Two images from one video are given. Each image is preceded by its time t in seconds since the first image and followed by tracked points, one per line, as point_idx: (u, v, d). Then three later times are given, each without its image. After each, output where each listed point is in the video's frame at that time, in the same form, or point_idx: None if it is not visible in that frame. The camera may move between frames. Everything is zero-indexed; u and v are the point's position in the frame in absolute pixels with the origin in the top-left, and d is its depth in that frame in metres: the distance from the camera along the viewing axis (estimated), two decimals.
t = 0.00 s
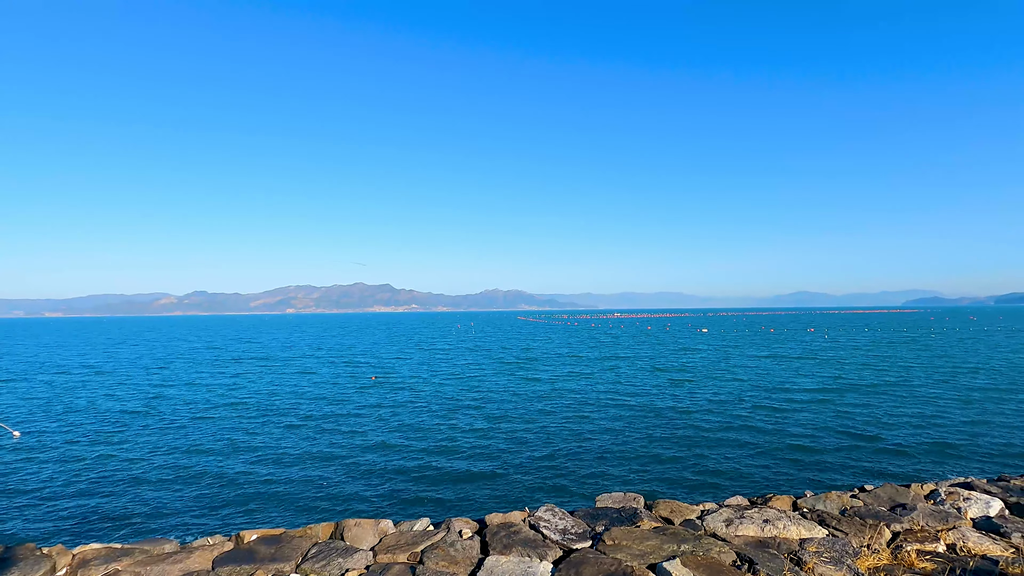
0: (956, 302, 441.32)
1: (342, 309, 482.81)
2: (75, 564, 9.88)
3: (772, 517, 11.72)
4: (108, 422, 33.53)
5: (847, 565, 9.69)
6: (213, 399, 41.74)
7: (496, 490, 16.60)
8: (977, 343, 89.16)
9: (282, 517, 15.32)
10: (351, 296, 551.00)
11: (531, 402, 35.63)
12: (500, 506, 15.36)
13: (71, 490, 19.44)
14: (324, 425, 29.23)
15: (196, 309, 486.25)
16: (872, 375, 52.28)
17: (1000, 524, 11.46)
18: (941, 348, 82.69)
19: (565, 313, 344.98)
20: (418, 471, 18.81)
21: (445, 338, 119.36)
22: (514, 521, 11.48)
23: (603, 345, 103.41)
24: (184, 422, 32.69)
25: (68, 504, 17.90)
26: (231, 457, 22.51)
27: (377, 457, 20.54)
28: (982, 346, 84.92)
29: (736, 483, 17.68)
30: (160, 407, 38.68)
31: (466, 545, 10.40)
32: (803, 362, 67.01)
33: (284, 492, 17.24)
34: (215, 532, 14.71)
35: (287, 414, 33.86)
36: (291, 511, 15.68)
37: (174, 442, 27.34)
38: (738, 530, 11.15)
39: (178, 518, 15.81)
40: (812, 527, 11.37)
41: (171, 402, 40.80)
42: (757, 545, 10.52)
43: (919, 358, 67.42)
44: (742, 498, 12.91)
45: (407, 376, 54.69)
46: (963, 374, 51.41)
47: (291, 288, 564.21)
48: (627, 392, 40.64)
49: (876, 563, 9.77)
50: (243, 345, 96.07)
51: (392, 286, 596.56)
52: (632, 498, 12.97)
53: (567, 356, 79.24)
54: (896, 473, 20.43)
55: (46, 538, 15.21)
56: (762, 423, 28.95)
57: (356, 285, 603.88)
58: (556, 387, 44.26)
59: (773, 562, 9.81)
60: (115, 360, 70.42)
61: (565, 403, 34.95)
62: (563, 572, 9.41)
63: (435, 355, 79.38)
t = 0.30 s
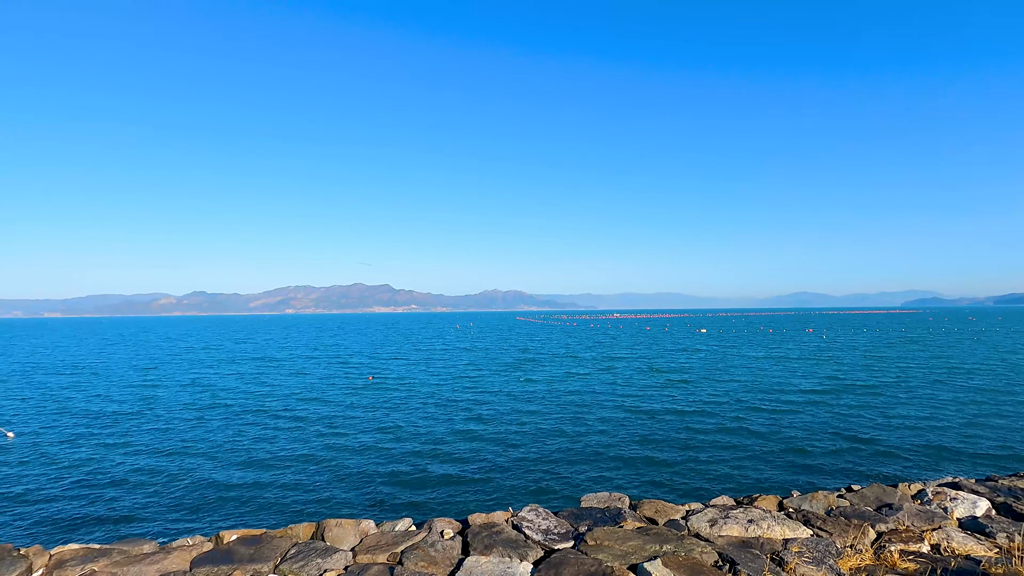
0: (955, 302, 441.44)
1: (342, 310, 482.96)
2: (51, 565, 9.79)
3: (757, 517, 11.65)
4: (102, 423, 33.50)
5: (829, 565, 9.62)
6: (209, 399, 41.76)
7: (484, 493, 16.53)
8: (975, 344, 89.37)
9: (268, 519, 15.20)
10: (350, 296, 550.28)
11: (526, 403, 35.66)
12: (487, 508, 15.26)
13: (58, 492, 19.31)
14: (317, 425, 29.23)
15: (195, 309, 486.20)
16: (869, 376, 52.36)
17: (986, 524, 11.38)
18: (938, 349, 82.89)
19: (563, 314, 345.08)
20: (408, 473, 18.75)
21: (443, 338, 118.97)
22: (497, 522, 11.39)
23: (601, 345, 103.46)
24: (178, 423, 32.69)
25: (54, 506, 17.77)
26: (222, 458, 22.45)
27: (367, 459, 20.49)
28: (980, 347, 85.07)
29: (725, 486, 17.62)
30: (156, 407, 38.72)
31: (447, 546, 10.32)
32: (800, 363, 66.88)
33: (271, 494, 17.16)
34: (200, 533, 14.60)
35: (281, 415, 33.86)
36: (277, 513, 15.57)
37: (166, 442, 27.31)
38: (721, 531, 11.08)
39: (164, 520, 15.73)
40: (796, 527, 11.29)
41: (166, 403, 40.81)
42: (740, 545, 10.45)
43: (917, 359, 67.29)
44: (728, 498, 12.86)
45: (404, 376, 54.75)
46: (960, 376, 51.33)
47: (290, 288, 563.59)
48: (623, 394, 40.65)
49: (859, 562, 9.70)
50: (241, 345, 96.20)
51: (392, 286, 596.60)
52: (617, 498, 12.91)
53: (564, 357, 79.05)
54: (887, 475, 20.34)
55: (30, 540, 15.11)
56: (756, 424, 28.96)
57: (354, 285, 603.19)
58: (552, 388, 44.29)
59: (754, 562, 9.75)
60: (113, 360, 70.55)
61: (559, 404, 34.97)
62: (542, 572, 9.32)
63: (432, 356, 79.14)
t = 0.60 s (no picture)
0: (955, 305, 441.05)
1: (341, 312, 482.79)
2: (25, 571, 9.67)
3: (742, 523, 11.55)
4: (95, 425, 33.44)
5: (812, 573, 9.50)
6: (204, 401, 41.69)
7: (472, 499, 16.41)
8: (974, 347, 89.20)
9: (253, 526, 15.09)
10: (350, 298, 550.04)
11: (521, 407, 35.56)
12: (473, 514, 15.12)
13: (46, 497, 19.19)
14: (311, 427, 29.14)
15: (195, 310, 486.23)
16: (866, 379, 52.22)
17: (972, 530, 11.27)
18: (938, 351, 82.65)
19: (564, 315, 345.00)
20: (397, 479, 18.65)
21: (442, 340, 118.74)
22: (479, 527, 11.27)
23: (599, 347, 103.27)
24: (172, 424, 32.63)
25: (40, 510, 17.66)
26: (212, 462, 22.36)
27: (356, 464, 20.40)
28: (979, 350, 84.82)
29: (716, 491, 17.49)
30: (151, 408, 38.70)
31: (427, 553, 10.21)
32: (799, 365, 66.65)
33: (259, 500, 17.06)
34: (184, 539, 14.48)
35: (275, 416, 33.76)
36: (263, 520, 15.45)
37: (158, 443, 27.24)
38: (705, 537, 10.98)
39: (149, 526, 15.63)
40: (781, 533, 11.18)
41: (161, 404, 40.76)
42: (723, 552, 10.35)
43: (916, 362, 67.01)
44: (714, 503, 12.76)
45: (401, 379, 54.63)
46: (959, 379, 51.07)
47: (290, 290, 563.35)
48: (619, 397, 40.52)
49: (842, 570, 9.58)
50: (238, 347, 96.14)
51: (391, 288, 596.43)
52: (602, 503, 12.83)
53: (563, 359, 78.84)
54: (880, 481, 20.16)
55: (14, 546, 15.00)
56: (751, 429, 28.80)
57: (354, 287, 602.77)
58: (548, 391, 44.18)
59: (736, 570, 9.63)
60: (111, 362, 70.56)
61: (554, 408, 34.83)
62: None
63: (430, 358, 78.98)
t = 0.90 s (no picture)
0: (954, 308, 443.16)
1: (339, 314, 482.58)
2: None
3: (721, 525, 11.54)
4: (86, 427, 33.40)
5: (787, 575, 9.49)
6: (197, 403, 41.66)
7: (457, 504, 16.39)
8: (970, 350, 89.38)
9: (236, 530, 15.03)
10: (348, 301, 549.13)
11: (514, 410, 35.57)
12: (457, 517, 15.10)
13: (31, 500, 19.10)
14: (302, 431, 29.12)
15: (192, 312, 485.57)
16: (861, 382, 52.31)
17: (951, 532, 11.28)
18: (933, 355, 82.76)
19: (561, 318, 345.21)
20: (384, 484, 18.62)
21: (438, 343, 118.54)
22: (458, 530, 11.24)
23: (596, 350, 103.41)
24: (163, 427, 32.57)
25: (24, 513, 17.58)
26: (201, 465, 22.32)
27: (344, 469, 20.37)
28: (975, 353, 84.93)
29: (703, 495, 17.48)
30: (144, 410, 38.69)
31: (404, 555, 10.19)
32: (795, 369, 66.72)
33: (244, 504, 17.03)
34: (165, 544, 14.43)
35: (267, 419, 33.72)
36: (246, 524, 15.40)
37: (148, 446, 27.20)
38: (685, 539, 10.98)
39: (133, 529, 15.60)
40: (760, 536, 11.17)
41: (154, 406, 40.72)
42: (701, 554, 10.33)
43: (911, 366, 67.24)
44: (695, 505, 12.76)
45: (396, 381, 54.62)
46: (953, 383, 51.20)
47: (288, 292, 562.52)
48: (613, 401, 40.54)
49: (817, 572, 9.57)
50: (233, 349, 96.02)
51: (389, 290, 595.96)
52: (584, 505, 12.82)
53: (559, 362, 78.79)
54: (867, 485, 20.21)
55: None
56: (742, 433, 28.83)
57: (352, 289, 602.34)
58: (542, 394, 44.18)
59: (711, 572, 9.62)
60: (106, 363, 70.56)
61: (547, 412, 34.83)
62: None
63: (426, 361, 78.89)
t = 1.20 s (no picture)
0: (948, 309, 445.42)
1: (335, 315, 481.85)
2: None
3: (700, 528, 11.58)
4: (76, 428, 33.30)
5: None
6: (189, 404, 41.62)
7: (443, 509, 16.41)
8: (963, 352, 89.95)
9: (220, 534, 15.03)
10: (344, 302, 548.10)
11: (506, 413, 35.61)
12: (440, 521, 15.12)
13: (16, 504, 19.04)
14: (292, 434, 29.08)
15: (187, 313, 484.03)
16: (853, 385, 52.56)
17: (927, 535, 11.36)
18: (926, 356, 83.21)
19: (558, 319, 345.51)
20: (371, 489, 18.63)
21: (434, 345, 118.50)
22: (437, 533, 11.24)
23: (591, 351, 103.50)
24: (152, 429, 32.48)
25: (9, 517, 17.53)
26: (188, 469, 22.29)
27: (332, 473, 20.36)
28: (967, 354, 85.42)
29: (688, 500, 17.52)
30: (135, 412, 38.63)
31: (382, 560, 10.19)
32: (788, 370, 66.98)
33: (229, 509, 17.04)
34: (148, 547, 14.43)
35: (258, 421, 33.68)
36: (230, 530, 15.40)
37: (137, 448, 27.15)
38: (663, 542, 11.02)
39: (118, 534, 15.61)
40: (738, 539, 11.21)
41: (145, 407, 40.64)
42: (678, 558, 10.37)
43: (904, 368, 67.59)
44: (676, 509, 12.79)
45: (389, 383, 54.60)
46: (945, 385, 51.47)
47: (284, 293, 561.30)
48: (605, 404, 40.62)
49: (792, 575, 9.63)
50: (228, 350, 95.93)
51: (386, 291, 595.29)
52: (565, 509, 12.85)
53: (553, 364, 78.89)
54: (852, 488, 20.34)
55: None
56: (731, 436, 28.95)
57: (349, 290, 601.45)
58: (535, 397, 44.23)
59: None
60: (99, 364, 70.44)
61: (539, 415, 34.84)
62: None
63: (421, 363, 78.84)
